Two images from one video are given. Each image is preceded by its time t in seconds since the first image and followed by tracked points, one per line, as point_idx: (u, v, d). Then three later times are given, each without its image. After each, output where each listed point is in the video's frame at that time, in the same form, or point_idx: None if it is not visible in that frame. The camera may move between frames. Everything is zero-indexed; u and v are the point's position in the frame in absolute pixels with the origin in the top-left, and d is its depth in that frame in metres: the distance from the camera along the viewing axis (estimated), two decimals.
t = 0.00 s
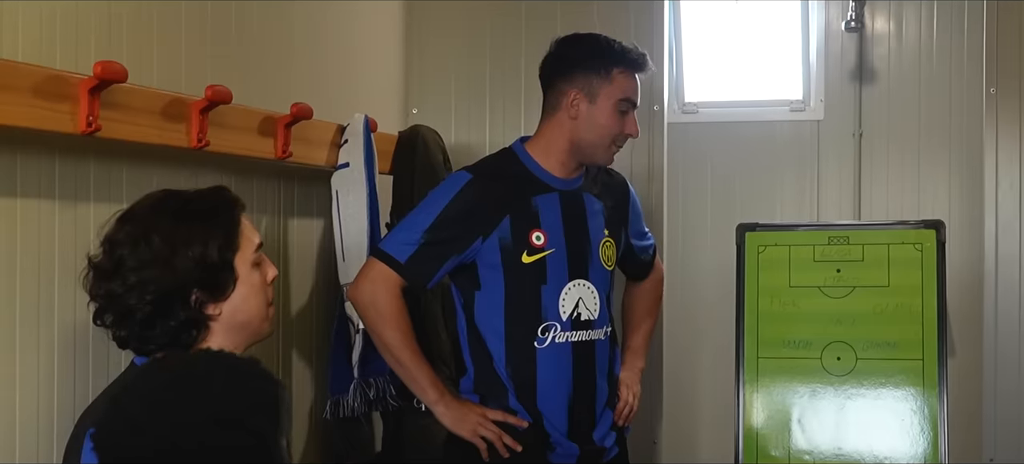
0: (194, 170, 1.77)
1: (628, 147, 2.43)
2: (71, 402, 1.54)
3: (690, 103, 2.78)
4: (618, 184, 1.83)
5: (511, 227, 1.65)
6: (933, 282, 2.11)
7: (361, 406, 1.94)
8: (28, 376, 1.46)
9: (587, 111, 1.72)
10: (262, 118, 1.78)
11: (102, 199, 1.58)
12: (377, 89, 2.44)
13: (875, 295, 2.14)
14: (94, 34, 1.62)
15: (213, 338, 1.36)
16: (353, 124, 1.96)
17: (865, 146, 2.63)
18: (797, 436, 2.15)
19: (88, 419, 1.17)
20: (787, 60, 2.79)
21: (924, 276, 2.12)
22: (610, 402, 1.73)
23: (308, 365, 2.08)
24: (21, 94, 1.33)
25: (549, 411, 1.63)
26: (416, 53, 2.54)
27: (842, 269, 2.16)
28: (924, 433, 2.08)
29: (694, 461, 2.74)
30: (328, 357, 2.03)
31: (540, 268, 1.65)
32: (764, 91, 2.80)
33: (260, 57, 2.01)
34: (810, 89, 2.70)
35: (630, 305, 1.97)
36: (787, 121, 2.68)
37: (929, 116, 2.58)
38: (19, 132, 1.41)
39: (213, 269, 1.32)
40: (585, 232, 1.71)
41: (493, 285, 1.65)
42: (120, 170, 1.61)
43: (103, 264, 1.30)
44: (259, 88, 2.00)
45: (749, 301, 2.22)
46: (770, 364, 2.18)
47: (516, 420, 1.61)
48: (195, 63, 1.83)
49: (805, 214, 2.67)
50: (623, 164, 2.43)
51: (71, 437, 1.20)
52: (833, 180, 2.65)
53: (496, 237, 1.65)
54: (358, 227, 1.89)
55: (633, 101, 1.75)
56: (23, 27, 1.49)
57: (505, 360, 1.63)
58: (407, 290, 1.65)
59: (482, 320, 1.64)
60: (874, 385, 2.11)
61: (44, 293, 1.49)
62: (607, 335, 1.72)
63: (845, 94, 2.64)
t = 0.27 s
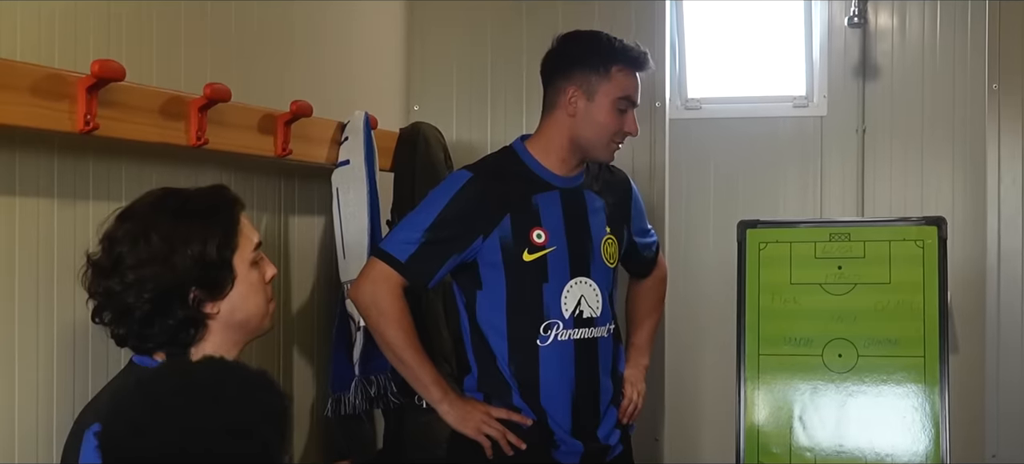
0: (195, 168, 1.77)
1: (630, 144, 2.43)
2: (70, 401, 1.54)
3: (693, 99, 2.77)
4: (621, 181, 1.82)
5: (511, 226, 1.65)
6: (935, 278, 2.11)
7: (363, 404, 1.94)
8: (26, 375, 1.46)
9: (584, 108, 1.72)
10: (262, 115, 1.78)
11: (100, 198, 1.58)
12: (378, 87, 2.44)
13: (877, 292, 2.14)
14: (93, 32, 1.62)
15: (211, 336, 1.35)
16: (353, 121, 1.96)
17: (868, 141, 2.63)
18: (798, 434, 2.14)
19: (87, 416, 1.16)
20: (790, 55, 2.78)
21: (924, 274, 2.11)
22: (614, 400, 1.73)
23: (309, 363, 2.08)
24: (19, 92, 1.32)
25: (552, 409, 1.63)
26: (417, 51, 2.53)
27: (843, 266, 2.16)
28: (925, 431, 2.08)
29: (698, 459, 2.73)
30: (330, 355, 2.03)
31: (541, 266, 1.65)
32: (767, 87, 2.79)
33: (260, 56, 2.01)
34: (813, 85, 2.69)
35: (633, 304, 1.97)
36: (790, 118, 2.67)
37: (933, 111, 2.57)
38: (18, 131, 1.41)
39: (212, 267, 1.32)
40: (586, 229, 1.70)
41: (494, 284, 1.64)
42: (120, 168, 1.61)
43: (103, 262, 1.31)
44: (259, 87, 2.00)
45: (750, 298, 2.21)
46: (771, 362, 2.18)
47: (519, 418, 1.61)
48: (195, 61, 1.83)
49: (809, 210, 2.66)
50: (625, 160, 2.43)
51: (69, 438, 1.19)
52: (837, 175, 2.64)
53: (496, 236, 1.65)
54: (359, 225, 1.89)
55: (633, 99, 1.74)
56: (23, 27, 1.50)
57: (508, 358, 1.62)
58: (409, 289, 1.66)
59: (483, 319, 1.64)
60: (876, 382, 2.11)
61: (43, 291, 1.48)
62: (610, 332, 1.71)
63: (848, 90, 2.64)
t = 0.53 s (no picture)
0: (203, 173, 1.77)
1: (640, 147, 2.42)
2: (79, 407, 1.54)
3: (706, 100, 2.71)
4: (635, 185, 1.80)
5: (520, 229, 1.64)
6: (949, 281, 1.98)
7: (373, 408, 1.94)
8: (34, 380, 1.46)
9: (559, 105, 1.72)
10: (270, 120, 1.77)
11: (108, 203, 1.58)
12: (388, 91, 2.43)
13: (890, 295, 2.01)
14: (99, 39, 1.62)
15: (217, 343, 1.34)
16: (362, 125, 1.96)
17: (882, 143, 2.56)
18: (811, 439, 2.02)
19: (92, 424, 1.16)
20: (803, 55, 2.71)
21: (938, 276, 1.98)
22: (629, 405, 1.71)
23: (319, 367, 2.07)
24: (22, 99, 1.32)
25: (564, 413, 1.62)
26: (428, 55, 2.53)
27: (855, 269, 2.03)
28: (941, 436, 1.96)
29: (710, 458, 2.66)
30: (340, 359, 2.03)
31: (550, 270, 1.63)
32: (779, 87, 2.72)
33: (268, 60, 2.01)
34: (827, 85, 2.63)
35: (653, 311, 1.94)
36: (803, 119, 2.62)
37: (947, 109, 2.51)
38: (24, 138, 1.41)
39: (217, 274, 1.30)
40: (598, 232, 1.68)
41: (503, 288, 1.63)
42: (127, 173, 1.61)
43: (110, 267, 1.29)
44: (268, 92, 2.00)
45: (762, 300, 2.08)
46: (783, 365, 2.05)
47: (531, 423, 1.60)
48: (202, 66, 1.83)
49: (822, 213, 2.61)
50: (635, 164, 2.42)
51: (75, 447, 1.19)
52: (851, 177, 2.58)
53: (505, 239, 1.64)
54: (367, 230, 1.88)
55: (605, 83, 1.69)
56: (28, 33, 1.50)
57: (519, 362, 1.62)
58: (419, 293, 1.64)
59: (495, 322, 1.63)
60: (890, 385, 1.98)
61: (50, 297, 1.49)
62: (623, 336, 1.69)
63: (861, 92, 2.58)
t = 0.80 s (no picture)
0: (231, 182, 1.77)
1: (670, 154, 2.41)
2: (107, 416, 1.54)
3: (739, 106, 2.69)
4: (671, 193, 1.75)
5: (546, 235, 1.63)
6: (983, 289, 1.96)
7: (402, 417, 1.92)
8: (62, 390, 1.46)
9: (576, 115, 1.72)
10: (298, 128, 1.77)
11: (136, 213, 1.59)
12: (418, 99, 2.43)
13: (924, 303, 1.98)
14: (127, 49, 1.63)
15: (245, 353, 1.33)
16: (391, 133, 1.95)
17: (918, 148, 2.54)
18: (844, 448, 1.99)
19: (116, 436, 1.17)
20: (838, 60, 2.68)
21: (973, 285, 1.96)
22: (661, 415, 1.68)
23: (348, 376, 2.07)
24: (49, 109, 1.33)
25: (592, 421, 1.60)
26: (458, 63, 2.53)
27: (889, 276, 2.01)
28: (976, 446, 1.93)
29: None
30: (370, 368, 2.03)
31: (577, 276, 1.62)
32: (815, 93, 2.70)
33: (297, 69, 2.01)
34: (862, 90, 2.60)
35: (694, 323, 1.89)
36: (838, 125, 2.61)
37: (983, 113, 2.48)
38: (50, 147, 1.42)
39: (247, 285, 1.30)
40: (628, 238, 1.65)
41: (530, 295, 1.62)
42: (155, 181, 1.61)
43: (139, 276, 1.29)
44: (295, 101, 2.01)
45: (795, 308, 2.06)
46: (816, 374, 2.02)
47: (559, 432, 1.58)
48: (231, 75, 1.84)
49: (857, 219, 2.59)
50: (667, 172, 2.40)
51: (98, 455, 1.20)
52: (886, 181, 2.56)
53: (531, 245, 1.63)
54: (397, 238, 1.88)
55: (609, 78, 1.70)
56: (56, 43, 1.51)
57: (546, 369, 1.61)
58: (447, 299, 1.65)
59: (522, 330, 1.62)
60: (924, 393, 1.96)
61: (77, 305, 1.49)
62: (655, 344, 1.66)
63: (896, 95, 2.55)
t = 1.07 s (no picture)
0: (244, 177, 1.77)
1: (687, 148, 2.40)
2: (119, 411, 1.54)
3: (757, 101, 2.68)
4: (695, 185, 1.73)
5: (555, 225, 1.61)
6: (1002, 285, 1.93)
7: (417, 412, 1.92)
8: (73, 384, 1.46)
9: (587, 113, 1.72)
10: (311, 123, 1.77)
11: (148, 208, 1.58)
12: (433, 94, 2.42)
13: (941, 299, 1.96)
14: (139, 45, 1.63)
15: (256, 349, 1.32)
16: (404, 128, 1.95)
17: (937, 143, 2.52)
18: (861, 444, 1.98)
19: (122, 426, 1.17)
20: (857, 55, 2.66)
21: (991, 280, 1.94)
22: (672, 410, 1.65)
23: (363, 371, 2.06)
24: (60, 103, 1.32)
25: (599, 416, 1.58)
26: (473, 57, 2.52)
27: (906, 271, 1.99)
28: (994, 442, 1.91)
29: None
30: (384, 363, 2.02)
31: (584, 268, 1.60)
32: (834, 86, 2.68)
33: (309, 63, 2.01)
34: (880, 84, 2.58)
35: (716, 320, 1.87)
36: (856, 119, 2.59)
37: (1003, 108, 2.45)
38: (62, 143, 1.42)
39: (260, 281, 1.29)
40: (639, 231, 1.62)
41: (540, 287, 1.62)
42: (167, 177, 1.61)
43: (153, 269, 1.28)
44: (308, 96, 2.00)
45: (811, 304, 2.04)
46: (832, 370, 2.01)
47: (563, 428, 1.58)
48: (243, 70, 1.83)
49: (876, 215, 2.56)
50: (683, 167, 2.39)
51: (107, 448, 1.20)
52: (904, 173, 2.54)
53: (539, 235, 1.62)
54: (411, 233, 1.87)
55: (610, 68, 1.69)
56: (67, 38, 1.51)
57: (554, 361, 1.60)
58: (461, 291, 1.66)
59: (534, 322, 1.62)
60: (941, 389, 1.94)
61: (89, 300, 1.49)
62: (666, 339, 1.63)
63: (915, 89, 2.53)
